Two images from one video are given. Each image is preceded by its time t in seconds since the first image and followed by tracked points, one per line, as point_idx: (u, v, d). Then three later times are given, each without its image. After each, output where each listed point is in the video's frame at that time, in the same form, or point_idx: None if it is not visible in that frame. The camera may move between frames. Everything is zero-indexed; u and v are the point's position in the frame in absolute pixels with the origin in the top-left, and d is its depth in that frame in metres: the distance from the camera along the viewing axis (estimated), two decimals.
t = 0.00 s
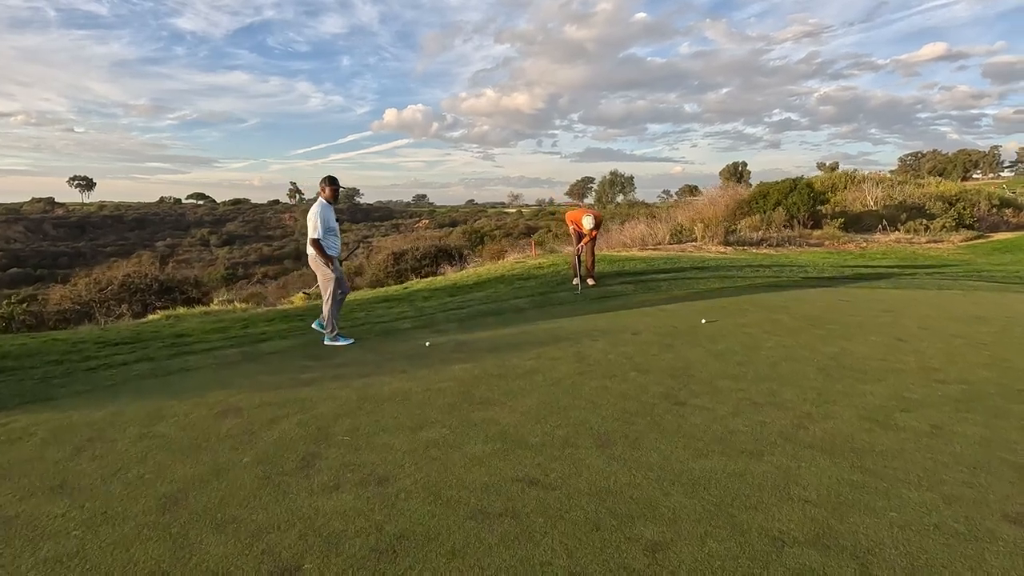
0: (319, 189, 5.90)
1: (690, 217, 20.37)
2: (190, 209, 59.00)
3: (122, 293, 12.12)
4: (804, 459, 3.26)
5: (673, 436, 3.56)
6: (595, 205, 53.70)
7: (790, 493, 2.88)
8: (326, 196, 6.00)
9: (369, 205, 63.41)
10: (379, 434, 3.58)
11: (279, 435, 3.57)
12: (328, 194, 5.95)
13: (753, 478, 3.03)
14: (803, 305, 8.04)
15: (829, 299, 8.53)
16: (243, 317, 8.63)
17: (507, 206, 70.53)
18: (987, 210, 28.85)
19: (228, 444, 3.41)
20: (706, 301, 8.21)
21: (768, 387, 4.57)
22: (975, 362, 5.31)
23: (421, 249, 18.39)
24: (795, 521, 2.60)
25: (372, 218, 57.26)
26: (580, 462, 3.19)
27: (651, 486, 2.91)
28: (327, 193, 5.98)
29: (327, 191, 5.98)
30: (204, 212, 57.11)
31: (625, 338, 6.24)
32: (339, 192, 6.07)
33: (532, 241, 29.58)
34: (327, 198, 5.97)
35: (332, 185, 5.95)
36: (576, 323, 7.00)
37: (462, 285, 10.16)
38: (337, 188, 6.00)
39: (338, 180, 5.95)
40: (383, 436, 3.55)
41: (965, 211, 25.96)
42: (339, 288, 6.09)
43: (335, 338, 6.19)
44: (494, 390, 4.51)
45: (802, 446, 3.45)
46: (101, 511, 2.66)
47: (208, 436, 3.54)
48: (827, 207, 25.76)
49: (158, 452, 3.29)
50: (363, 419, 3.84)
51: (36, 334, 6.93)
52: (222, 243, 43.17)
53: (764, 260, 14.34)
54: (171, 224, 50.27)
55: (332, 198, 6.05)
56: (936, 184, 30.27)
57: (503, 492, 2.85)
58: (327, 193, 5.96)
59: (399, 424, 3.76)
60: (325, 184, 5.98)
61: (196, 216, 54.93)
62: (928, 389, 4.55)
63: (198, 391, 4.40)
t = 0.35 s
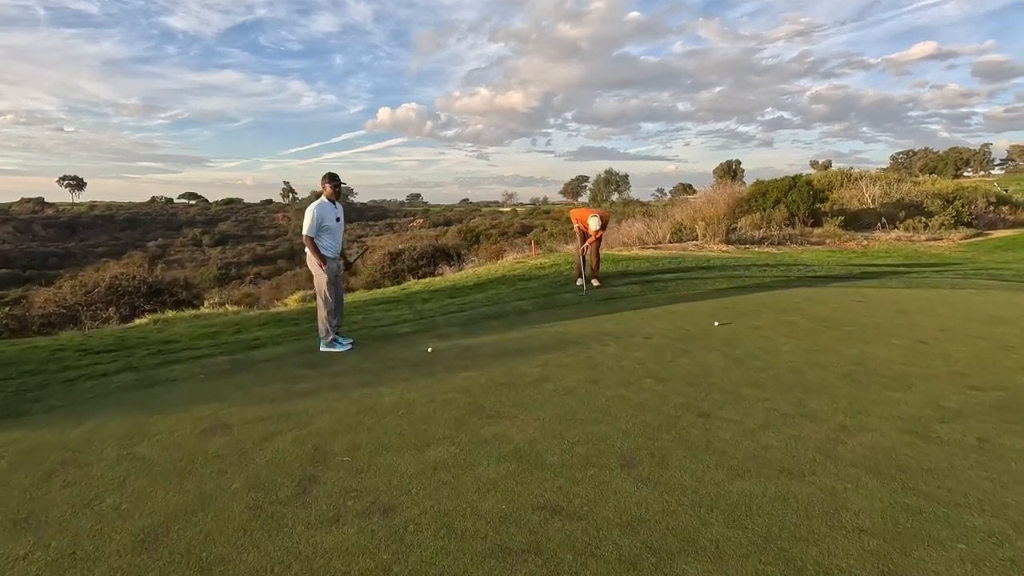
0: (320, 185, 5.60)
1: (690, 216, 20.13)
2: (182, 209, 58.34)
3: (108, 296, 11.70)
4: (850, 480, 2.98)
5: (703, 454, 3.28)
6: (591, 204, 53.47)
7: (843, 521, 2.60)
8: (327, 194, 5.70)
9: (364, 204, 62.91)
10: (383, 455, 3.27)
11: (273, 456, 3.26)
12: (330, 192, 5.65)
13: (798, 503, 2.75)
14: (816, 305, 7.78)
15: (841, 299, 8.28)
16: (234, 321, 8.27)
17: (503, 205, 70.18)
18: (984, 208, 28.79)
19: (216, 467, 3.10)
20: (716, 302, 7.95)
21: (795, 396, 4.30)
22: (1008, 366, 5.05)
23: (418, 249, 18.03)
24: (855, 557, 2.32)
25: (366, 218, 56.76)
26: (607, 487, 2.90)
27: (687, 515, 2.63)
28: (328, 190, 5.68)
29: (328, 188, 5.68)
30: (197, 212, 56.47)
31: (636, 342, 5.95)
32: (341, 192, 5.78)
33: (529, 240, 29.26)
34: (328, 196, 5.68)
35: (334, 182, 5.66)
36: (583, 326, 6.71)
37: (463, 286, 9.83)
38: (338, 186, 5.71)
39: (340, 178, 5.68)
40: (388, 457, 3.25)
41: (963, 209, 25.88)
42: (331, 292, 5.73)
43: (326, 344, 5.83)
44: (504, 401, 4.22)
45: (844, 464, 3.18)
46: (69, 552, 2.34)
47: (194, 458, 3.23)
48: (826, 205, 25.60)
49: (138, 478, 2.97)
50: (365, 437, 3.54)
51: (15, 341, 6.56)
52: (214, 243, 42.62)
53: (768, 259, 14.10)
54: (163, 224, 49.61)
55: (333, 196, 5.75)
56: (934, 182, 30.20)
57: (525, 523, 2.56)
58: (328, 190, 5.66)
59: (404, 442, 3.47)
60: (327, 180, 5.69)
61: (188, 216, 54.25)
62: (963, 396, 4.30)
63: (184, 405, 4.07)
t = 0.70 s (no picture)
0: (311, 184, 5.28)
1: (686, 216, 19.93)
2: (171, 209, 57.50)
3: (89, 300, 11.27)
4: (894, 509, 2.71)
5: (729, 479, 3.00)
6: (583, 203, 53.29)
7: (894, 560, 2.32)
8: (318, 194, 5.37)
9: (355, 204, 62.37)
10: (376, 483, 2.97)
11: (255, 485, 2.94)
12: (321, 192, 5.33)
13: (841, 537, 2.48)
14: (824, 308, 7.54)
15: (847, 300, 8.06)
16: (219, 326, 7.90)
17: (495, 205, 69.90)
18: (976, 208, 28.86)
19: (190, 499, 2.78)
20: (721, 304, 7.69)
21: (817, 411, 4.04)
22: None
23: (411, 249, 17.67)
24: None
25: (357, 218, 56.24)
26: (627, 521, 2.61)
27: (721, 555, 2.35)
28: (319, 190, 5.35)
29: (320, 188, 5.34)
30: (185, 212, 55.68)
31: (642, 349, 5.67)
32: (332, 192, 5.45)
33: (522, 240, 28.98)
34: (319, 196, 5.34)
35: (325, 181, 5.33)
36: (586, 331, 6.42)
37: (458, 289, 9.51)
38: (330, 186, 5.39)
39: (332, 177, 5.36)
40: (382, 485, 2.95)
41: (957, 209, 25.89)
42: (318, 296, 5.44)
43: (310, 351, 5.49)
44: (508, 417, 3.92)
45: (883, 489, 2.91)
46: None
47: (165, 487, 2.90)
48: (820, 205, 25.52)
49: (101, 512, 2.65)
50: (357, 461, 3.23)
51: None
52: (203, 243, 41.96)
53: (767, 259, 13.90)
54: (150, 224, 48.81)
55: (324, 197, 5.42)
56: (927, 182, 30.23)
57: (539, 567, 2.26)
58: (320, 189, 5.33)
59: (400, 466, 3.16)
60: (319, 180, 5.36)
61: (176, 216, 53.48)
62: (994, 408, 4.05)
63: (159, 424, 3.74)
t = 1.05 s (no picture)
0: (295, 183, 4.98)
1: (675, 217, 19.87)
2: (150, 210, 56.28)
3: (62, 305, 10.82)
4: (929, 528, 2.54)
5: (752, 496, 2.82)
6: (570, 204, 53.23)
7: None
8: (302, 193, 5.07)
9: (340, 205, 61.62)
10: (374, 506, 2.73)
11: (240, 510, 2.68)
12: (305, 191, 5.03)
13: (879, 561, 2.31)
14: (822, 311, 7.44)
15: (845, 303, 7.99)
16: (200, 331, 7.56)
17: (481, 206, 69.60)
18: (957, 209, 29.32)
19: (169, 528, 2.52)
20: (719, 307, 7.57)
21: (832, 419, 3.88)
22: None
23: (398, 250, 17.35)
24: None
25: (342, 218, 55.58)
26: (650, 545, 2.41)
27: None
28: (304, 189, 5.05)
29: (304, 187, 5.04)
30: (165, 212, 54.52)
31: (644, 354, 5.49)
32: (317, 191, 5.16)
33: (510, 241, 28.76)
34: (304, 195, 5.04)
35: (309, 178, 5.02)
36: (585, 336, 6.23)
37: (450, 292, 9.25)
38: (315, 184, 5.09)
39: (318, 175, 5.07)
40: (381, 508, 2.71)
41: (938, 210, 26.24)
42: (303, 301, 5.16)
43: (296, 359, 5.22)
44: (511, 429, 3.71)
45: (914, 505, 2.75)
46: None
47: (141, 515, 2.63)
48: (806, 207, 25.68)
49: (67, 547, 2.38)
50: (352, 480, 2.99)
51: None
52: (183, 245, 41.06)
53: (758, 261, 13.86)
54: (128, 225, 47.68)
55: (309, 196, 5.12)
56: (909, 184, 30.63)
57: None
58: (304, 188, 5.03)
59: (400, 485, 2.93)
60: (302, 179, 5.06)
61: (155, 216, 52.33)
62: (1011, 416, 3.95)
63: (135, 442, 3.45)
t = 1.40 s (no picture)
0: (269, 187, 4.67)
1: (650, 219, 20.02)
2: (105, 212, 53.93)
3: (12, 315, 10.16)
4: (951, 538, 2.49)
5: (770, 511, 2.73)
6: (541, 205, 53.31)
7: None
8: (278, 197, 4.76)
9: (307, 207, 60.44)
10: (375, 536, 2.53)
11: (226, 546, 2.45)
12: (281, 195, 4.73)
13: None
14: (805, 311, 7.49)
15: (824, 302, 8.10)
16: (166, 343, 7.14)
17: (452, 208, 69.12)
18: (914, 209, 30.41)
19: (147, 571, 2.28)
20: (704, 309, 7.56)
21: (834, 423, 3.85)
22: None
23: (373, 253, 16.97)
24: None
25: (310, 221, 54.37)
26: (673, 569, 2.29)
27: None
28: (280, 193, 4.76)
29: (280, 190, 4.74)
30: (122, 216, 52.30)
31: (636, 359, 5.40)
32: (292, 194, 4.86)
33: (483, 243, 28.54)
34: (280, 200, 4.75)
35: (287, 182, 4.72)
36: (573, 341, 6.11)
37: (430, 297, 9.01)
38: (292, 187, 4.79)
39: (295, 178, 4.77)
40: (382, 538, 2.51)
41: (897, 210, 27.17)
42: (281, 311, 4.90)
43: (273, 372, 4.94)
44: (511, 444, 3.54)
45: (931, 513, 2.69)
46: None
47: (113, 559, 2.37)
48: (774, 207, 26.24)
49: None
50: (347, 506, 2.78)
51: None
52: (142, 249, 39.43)
53: (733, 261, 14.02)
54: (82, 228, 45.58)
55: (284, 199, 4.81)
56: (869, 184, 31.65)
57: None
58: (281, 191, 4.74)
59: (400, 511, 2.74)
60: (275, 181, 4.74)
61: (111, 220, 50.15)
62: (1004, 415, 3.99)
63: (102, 471, 3.16)
